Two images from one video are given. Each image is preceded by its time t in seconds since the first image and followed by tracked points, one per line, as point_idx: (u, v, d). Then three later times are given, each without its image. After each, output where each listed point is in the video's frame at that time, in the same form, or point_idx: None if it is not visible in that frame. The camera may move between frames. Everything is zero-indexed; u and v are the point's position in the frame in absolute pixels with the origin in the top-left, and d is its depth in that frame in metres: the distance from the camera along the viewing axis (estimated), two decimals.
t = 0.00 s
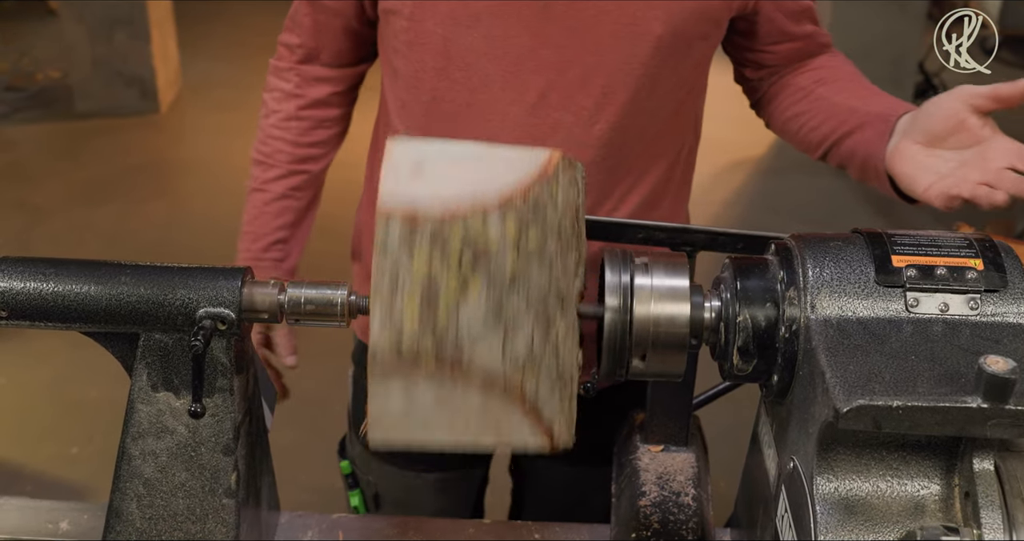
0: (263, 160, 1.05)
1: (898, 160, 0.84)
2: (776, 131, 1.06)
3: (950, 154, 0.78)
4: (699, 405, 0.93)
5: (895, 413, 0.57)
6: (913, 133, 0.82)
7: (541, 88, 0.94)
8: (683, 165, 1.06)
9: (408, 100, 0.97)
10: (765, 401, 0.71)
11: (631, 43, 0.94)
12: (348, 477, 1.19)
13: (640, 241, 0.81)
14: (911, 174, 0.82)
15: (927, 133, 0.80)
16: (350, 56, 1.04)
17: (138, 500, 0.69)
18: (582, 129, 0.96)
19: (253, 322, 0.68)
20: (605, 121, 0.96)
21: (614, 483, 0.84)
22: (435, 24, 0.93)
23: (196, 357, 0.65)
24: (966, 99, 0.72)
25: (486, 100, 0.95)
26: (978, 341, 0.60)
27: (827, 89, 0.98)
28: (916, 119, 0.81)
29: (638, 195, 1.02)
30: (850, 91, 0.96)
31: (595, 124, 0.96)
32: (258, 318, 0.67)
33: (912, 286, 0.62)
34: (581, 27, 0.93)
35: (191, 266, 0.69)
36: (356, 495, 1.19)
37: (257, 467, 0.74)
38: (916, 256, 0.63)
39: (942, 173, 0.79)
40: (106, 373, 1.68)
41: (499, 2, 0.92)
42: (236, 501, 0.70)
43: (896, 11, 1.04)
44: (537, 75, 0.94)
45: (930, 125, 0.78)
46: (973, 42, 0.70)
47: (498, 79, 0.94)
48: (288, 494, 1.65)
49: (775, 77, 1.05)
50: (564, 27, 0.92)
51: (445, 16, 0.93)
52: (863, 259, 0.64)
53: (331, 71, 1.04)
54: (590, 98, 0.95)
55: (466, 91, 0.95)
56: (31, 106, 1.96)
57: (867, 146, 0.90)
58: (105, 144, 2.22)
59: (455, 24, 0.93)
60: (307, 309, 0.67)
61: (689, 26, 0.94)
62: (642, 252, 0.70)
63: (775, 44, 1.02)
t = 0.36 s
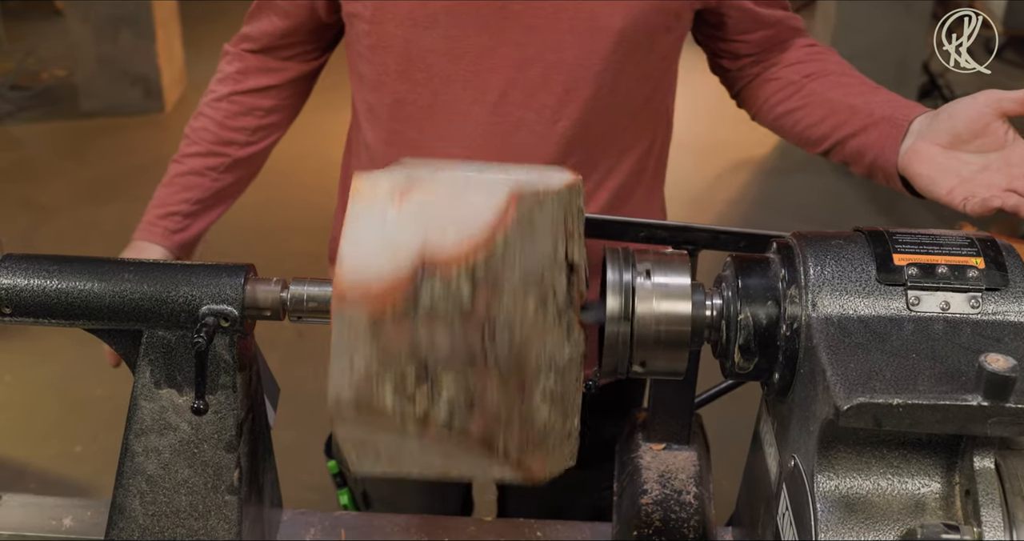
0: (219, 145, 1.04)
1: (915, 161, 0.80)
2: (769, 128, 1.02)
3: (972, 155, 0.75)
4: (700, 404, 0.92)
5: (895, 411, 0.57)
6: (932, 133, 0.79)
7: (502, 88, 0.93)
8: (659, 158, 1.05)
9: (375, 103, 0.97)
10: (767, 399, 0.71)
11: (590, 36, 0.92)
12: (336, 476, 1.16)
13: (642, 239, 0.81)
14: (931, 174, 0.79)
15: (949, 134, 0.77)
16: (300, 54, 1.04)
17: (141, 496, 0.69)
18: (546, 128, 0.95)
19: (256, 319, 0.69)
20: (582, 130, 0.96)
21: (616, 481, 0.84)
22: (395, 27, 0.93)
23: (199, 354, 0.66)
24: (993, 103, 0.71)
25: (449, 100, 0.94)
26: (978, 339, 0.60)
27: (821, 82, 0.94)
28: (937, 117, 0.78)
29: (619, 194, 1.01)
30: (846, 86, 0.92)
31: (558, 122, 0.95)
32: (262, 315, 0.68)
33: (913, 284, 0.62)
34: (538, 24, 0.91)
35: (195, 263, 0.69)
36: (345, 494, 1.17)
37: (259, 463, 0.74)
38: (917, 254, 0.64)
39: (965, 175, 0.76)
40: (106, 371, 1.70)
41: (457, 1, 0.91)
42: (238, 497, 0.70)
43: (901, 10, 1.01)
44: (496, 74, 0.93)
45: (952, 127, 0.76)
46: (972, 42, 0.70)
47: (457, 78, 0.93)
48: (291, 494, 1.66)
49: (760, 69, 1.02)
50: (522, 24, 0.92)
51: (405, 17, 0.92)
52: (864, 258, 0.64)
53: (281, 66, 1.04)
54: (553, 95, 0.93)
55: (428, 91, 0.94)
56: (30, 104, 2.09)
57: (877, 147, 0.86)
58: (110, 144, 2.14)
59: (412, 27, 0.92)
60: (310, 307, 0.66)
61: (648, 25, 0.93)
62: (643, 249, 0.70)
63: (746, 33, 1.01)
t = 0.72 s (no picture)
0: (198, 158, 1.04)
1: (875, 152, 0.81)
2: (733, 114, 1.03)
3: (930, 145, 0.77)
4: (700, 402, 0.92)
5: (896, 410, 0.57)
6: (892, 124, 0.80)
7: (474, 86, 0.93)
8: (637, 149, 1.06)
9: (352, 106, 0.97)
10: (767, 397, 0.71)
11: (556, 33, 0.92)
12: (330, 471, 1.18)
13: (643, 238, 0.81)
14: (891, 164, 0.80)
15: (908, 124, 0.78)
16: (272, 63, 1.05)
17: (143, 494, 0.70)
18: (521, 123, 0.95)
19: (258, 318, 0.69)
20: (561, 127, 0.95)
21: (617, 480, 0.83)
22: (363, 32, 0.93)
23: (201, 352, 0.66)
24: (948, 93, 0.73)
25: (426, 99, 0.94)
26: (979, 338, 0.60)
27: (781, 71, 0.95)
28: (895, 108, 0.79)
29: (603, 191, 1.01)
30: (807, 74, 0.93)
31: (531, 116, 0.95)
32: (263, 313, 0.68)
33: (914, 283, 0.62)
34: (507, 22, 0.92)
35: (197, 261, 0.69)
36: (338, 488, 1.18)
37: (261, 462, 0.74)
38: (918, 254, 0.64)
39: (923, 165, 0.78)
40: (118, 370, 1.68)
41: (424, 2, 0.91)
42: (240, 495, 0.70)
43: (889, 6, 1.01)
44: (467, 73, 0.93)
45: (910, 117, 0.77)
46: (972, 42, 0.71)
47: (430, 77, 0.93)
48: (293, 493, 1.66)
49: (723, 56, 1.03)
50: (489, 22, 0.92)
51: (373, 22, 0.91)
52: (865, 257, 0.64)
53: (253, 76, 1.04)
54: (522, 90, 0.94)
55: (403, 93, 0.94)
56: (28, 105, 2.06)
57: (839, 136, 0.87)
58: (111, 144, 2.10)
59: (381, 30, 0.92)
60: (313, 305, 0.67)
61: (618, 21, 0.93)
62: (645, 249, 0.70)
63: (707, 20, 1.02)
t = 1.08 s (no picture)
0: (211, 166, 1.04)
1: (875, 140, 0.81)
2: (735, 101, 0.98)
3: (929, 132, 0.78)
4: (706, 401, 0.92)
5: (902, 408, 0.57)
6: (891, 111, 0.80)
7: (477, 84, 0.92)
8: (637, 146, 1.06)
9: (358, 109, 0.97)
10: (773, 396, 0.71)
11: (558, 29, 0.90)
12: (341, 468, 1.18)
13: (648, 238, 0.81)
14: (890, 152, 0.79)
15: (906, 112, 0.78)
16: (275, 70, 1.04)
17: (147, 493, 0.70)
18: (526, 116, 0.94)
19: (262, 317, 0.69)
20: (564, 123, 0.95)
21: (621, 479, 0.84)
22: (366, 34, 0.92)
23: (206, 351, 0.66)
24: (949, 80, 0.74)
25: (427, 101, 0.94)
26: (985, 337, 0.60)
27: (781, 57, 0.92)
28: (894, 94, 0.79)
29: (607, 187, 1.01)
30: (807, 59, 0.90)
31: (535, 106, 0.93)
32: (268, 312, 0.68)
33: (919, 282, 0.62)
34: (507, 17, 0.90)
35: (201, 260, 0.69)
36: (351, 485, 1.19)
37: (265, 460, 0.74)
38: (923, 252, 0.64)
39: (923, 152, 0.78)
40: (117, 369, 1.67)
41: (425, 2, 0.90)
42: (245, 494, 0.70)
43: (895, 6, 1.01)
44: (469, 73, 0.92)
45: (909, 105, 0.77)
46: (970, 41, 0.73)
47: (434, 77, 0.93)
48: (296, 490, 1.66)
49: (720, 41, 0.98)
50: (491, 20, 0.90)
51: (373, 25, 0.92)
52: (871, 256, 0.64)
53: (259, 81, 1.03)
54: (525, 84, 0.92)
55: (406, 96, 0.94)
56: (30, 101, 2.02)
57: (840, 122, 0.85)
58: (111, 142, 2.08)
59: (384, 31, 0.92)
60: (317, 303, 0.67)
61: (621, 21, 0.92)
62: (649, 247, 0.70)
63: (704, 4, 0.96)
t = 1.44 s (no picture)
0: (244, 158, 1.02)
1: (893, 139, 0.80)
2: (748, 102, 0.99)
3: (949, 132, 0.77)
4: (707, 399, 0.92)
5: (908, 408, 0.57)
6: (910, 111, 0.79)
7: (487, 79, 0.91)
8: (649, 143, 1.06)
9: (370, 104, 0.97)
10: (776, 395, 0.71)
11: (571, 24, 0.89)
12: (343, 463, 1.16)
13: (650, 236, 0.80)
14: (908, 152, 0.79)
15: (925, 111, 0.78)
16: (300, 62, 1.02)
17: (149, 492, 0.70)
18: (538, 113, 0.93)
19: (265, 315, 0.69)
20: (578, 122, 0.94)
21: (622, 478, 0.83)
22: (378, 28, 0.92)
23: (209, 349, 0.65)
24: (970, 82, 0.73)
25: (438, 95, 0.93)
26: (990, 336, 0.60)
27: (798, 57, 0.92)
28: (913, 95, 0.78)
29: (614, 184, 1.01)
30: (823, 60, 0.90)
31: (547, 106, 0.92)
32: (270, 310, 0.68)
33: (924, 281, 0.62)
34: (519, 14, 0.89)
35: (204, 258, 0.69)
36: (353, 482, 1.17)
37: (267, 459, 0.74)
38: (927, 251, 0.64)
39: (942, 152, 0.77)
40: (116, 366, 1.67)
41: None
42: (247, 493, 0.70)
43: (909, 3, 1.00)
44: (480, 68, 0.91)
45: (928, 105, 0.77)
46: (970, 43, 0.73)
47: (445, 72, 0.92)
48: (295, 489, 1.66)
49: (734, 43, 0.98)
50: (503, 16, 0.89)
51: (385, 18, 0.91)
52: (876, 255, 0.64)
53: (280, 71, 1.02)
54: (537, 81, 0.91)
55: (418, 89, 0.94)
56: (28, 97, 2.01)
57: (858, 123, 0.85)
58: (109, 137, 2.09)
59: (395, 25, 0.91)
60: (320, 302, 0.66)
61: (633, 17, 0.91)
62: (655, 246, 0.70)
63: (716, 5, 0.96)
